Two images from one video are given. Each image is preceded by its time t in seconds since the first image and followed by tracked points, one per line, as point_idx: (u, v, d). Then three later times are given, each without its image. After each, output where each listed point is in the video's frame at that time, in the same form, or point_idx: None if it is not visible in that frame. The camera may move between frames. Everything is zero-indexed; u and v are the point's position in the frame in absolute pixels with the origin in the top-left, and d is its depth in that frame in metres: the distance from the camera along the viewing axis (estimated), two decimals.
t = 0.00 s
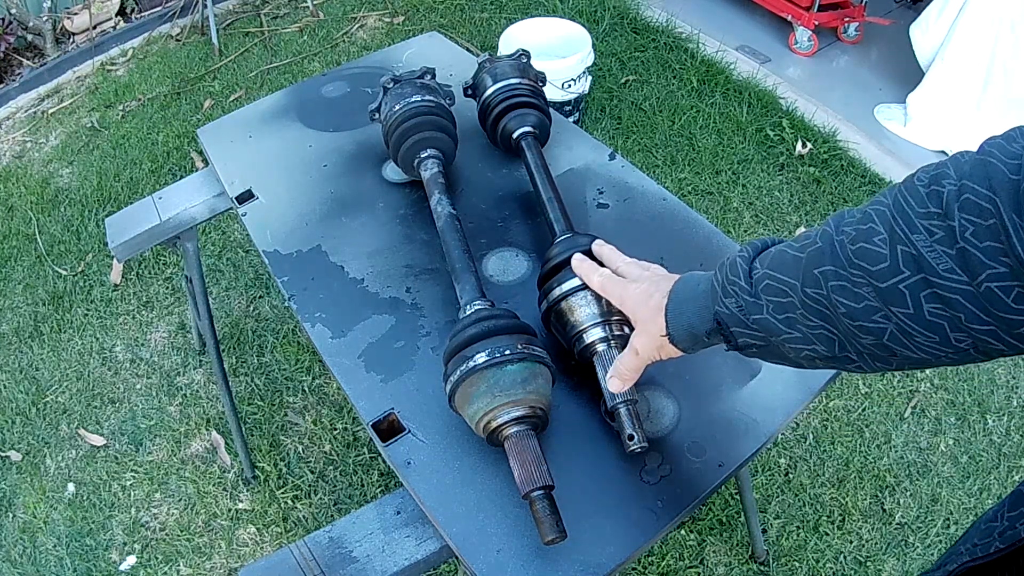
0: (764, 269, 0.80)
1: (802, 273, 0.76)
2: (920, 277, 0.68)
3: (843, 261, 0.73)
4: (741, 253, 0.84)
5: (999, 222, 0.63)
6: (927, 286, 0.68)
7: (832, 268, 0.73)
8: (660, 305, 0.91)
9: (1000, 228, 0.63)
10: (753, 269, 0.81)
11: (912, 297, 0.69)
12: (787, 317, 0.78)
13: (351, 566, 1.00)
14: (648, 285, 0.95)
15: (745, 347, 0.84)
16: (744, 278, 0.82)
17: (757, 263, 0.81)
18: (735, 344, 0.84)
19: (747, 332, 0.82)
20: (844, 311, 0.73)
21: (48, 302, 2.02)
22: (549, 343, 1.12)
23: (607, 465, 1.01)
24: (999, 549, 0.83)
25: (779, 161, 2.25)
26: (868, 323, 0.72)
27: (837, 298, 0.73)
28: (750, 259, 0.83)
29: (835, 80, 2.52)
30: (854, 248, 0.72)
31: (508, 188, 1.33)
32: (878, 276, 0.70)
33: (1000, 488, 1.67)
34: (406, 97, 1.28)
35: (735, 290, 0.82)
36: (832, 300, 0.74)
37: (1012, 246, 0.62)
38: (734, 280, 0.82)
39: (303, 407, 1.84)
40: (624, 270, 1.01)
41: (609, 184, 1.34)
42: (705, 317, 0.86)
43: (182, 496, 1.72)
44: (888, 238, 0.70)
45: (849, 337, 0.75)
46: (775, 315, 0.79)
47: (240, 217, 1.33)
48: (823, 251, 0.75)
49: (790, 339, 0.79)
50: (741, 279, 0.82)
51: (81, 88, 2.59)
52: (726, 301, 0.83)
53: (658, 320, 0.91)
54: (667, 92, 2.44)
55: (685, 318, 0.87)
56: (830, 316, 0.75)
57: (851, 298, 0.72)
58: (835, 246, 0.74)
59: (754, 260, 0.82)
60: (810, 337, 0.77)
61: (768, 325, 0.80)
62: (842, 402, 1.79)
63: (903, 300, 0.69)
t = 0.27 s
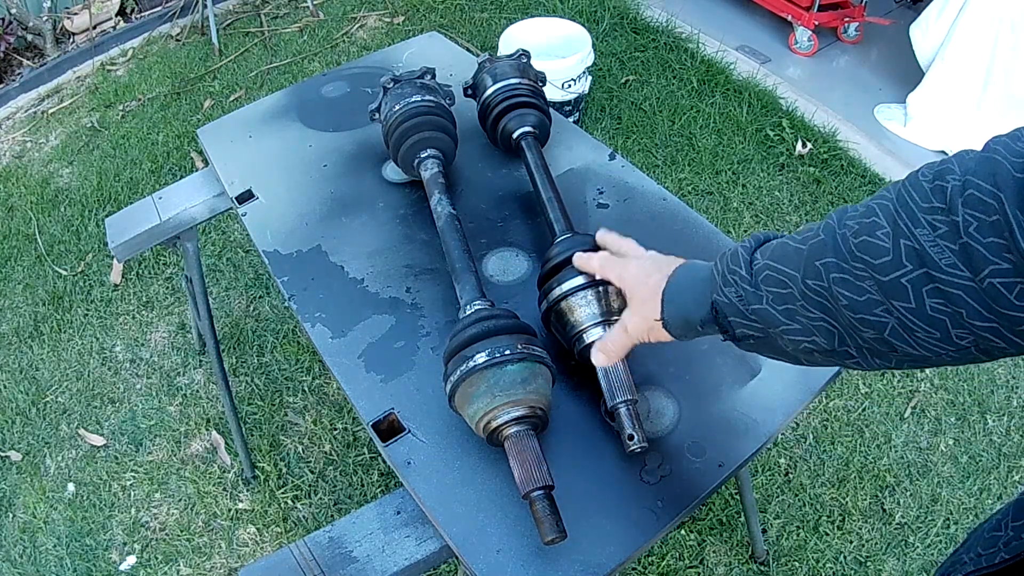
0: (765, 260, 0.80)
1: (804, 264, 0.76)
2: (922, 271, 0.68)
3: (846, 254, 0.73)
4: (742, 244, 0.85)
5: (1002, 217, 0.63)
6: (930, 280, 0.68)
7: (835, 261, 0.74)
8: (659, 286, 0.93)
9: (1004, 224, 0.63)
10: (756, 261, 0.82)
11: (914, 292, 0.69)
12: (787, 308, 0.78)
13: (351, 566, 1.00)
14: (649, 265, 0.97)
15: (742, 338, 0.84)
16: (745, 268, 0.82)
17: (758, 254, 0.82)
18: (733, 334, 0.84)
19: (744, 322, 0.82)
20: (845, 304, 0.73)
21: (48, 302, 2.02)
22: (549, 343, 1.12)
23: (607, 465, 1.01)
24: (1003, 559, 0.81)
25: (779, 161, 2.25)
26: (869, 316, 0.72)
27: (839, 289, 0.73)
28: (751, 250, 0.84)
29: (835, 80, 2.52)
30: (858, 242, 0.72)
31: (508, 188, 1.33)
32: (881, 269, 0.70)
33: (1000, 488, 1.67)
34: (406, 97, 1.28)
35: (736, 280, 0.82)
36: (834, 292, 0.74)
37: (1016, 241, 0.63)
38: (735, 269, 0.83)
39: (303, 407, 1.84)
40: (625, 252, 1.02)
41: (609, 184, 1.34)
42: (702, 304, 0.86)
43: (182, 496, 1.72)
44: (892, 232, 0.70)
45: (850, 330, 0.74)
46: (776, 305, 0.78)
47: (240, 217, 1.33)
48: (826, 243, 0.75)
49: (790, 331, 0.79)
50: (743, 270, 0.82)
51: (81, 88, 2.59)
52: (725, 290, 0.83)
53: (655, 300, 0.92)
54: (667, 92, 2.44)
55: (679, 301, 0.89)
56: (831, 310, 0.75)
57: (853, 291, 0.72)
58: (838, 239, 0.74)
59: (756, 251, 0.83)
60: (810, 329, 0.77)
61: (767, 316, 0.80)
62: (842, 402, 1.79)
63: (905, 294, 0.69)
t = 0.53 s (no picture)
0: (746, 213, 0.83)
1: (776, 214, 0.79)
2: (875, 213, 0.72)
3: (810, 201, 0.77)
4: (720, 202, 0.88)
5: (938, 160, 0.67)
6: (881, 220, 0.72)
7: (801, 208, 0.77)
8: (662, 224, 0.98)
9: (937, 165, 0.67)
10: (733, 214, 0.85)
11: (868, 230, 0.73)
12: (761, 250, 0.81)
13: (351, 566, 1.00)
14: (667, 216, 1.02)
15: (726, 283, 0.87)
16: (727, 221, 0.85)
17: (739, 209, 0.85)
18: (721, 278, 0.88)
19: (728, 268, 0.85)
20: (811, 244, 0.77)
21: (49, 302, 2.02)
22: (550, 343, 1.12)
23: (607, 465, 1.01)
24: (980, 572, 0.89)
25: (779, 161, 2.25)
26: (831, 254, 0.76)
27: (805, 232, 0.77)
28: (732, 207, 0.87)
29: (835, 80, 2.52)
30: (820, 190, 0.76)
31: (508, 188, 1.33)
32: (840, 212, 0.74)
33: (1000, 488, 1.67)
34: (406, 97, 1.28)
35: (719, 232, 0.86)
36: (800, 233, 0.77)
37: (950, 179, 0.66)
38: (719, 224, 0.86)
39: (303, 407, 1.84)
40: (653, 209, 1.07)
41: (609, 184, 1.34)
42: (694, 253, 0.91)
43: (182, 496, 1.72)
44: (849, 180, 0.73)
45: (816, 268, 0.78)
46: (751, 250, 0.82)
47: (240, 217, 1.33)
48: (794, 194, 0.78)
49: (764, 274, 0.82)
50: (722, 223, 0.86)
51: (81, 88, 2.59)
52: (711, 243, 0.86)
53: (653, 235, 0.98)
54: (667, 92, 2.44)
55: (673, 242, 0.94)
56: (797, 252, 0.78)
57: (817, 232, 0.76)
58: (803, 190, 0.78)
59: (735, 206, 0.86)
60: (783, 271, 0.80)
61: (745, 261, 0.83)
62: (842, 402, 1.79)
63: (859, 233, 0.73)
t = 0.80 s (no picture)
0: (718, 120, 0.84)
1: (743, 127, 0.81)
2: (836, 138, 0.74)
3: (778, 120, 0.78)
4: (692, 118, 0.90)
5: (903, 96, 0.70)
6: (841, 146, 0.74)
7: (769, 125, 0.79)
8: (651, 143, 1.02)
9: (900, 100, 0.70)
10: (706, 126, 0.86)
11: (827, 154, 0.75)
12: (728, 162, 0.82)
13: (351, 566, 1.00)
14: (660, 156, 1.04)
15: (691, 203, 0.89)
16: (700, 126, 0.86)
17: (714, 117, 0.85)
18: (686, 181, 0.88)
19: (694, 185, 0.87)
20: (772, 160, 0.78)
21: (48, 302, 2.02)
22: (550, 343, 1.12)
23: (607, 465, 1.01)
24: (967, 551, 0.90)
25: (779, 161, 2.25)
26: (789, 171, 0.78)
27: (768, 149, 0.79)
28: (709, 115, 0.86)
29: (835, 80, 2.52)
30: (788, 110, 0.77)
31: (508, 188, 1.33)
32: (803, 133, 0.76)
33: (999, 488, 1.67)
34: (406, 97, 1.28)
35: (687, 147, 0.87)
36: (763, 151, 0.79)
37: (914, 114, 0.69)
38: (693, 127, 0.86)
39: (303, 407, 1.84)
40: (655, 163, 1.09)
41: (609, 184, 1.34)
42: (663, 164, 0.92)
43: (182, 496, 1.72)
44: (817, 103, 0.75)
45: (775, 184, 0.80)
46: (720, 159, 0.83)
47: (240, 217, 1.33)
48: (762, 111, 0.80)
49: (728, 180, 0.83)
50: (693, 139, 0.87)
51: (82, 88, 2.59)
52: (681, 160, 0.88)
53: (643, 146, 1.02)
54: (667, 92, 2.44)
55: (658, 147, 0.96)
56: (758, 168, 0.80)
57: (779, 148, 0.78)
58: (774, 107, 0.79)
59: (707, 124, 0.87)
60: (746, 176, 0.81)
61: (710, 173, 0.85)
62: (842, 402, 1.79)
63: (819, 155, 0.75)
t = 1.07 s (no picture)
0: (706, 121, 0.88)
1: (734, 127, 0.85)
2: (829, 139, 0.77)
3: (769, 120, 0.82)
4: (682, 109, 0.92)
5: (892, 95, 0.73)
6: (833, 146, 0.77)
7: (759, 125, 0.82)
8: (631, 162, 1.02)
9: (892, 101, 0.73)
10: (696, 122, 0.90)
11: (819, 154, 0.78)
12: (719, 163, 0.87)
13: (351, 566, 1.00)
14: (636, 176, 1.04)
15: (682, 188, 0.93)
16: (686, 127, 0.90)
17: (700, 117, 0.89)
18: (676, 181, 0.93)
19: (685, 174, 0.91)
20: (764, 160, 0.82)
21: (48, 302, 2.02)
22: (550, 343, 1.12)
23: (607, 465, 1.01)
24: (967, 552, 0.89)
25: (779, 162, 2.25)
26: (783, 171, 0.82)
27: (759, 149, 0.82)
28: (693, 113, 0.91)
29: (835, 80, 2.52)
30: (779, 110, 0.81)
31: (508, 188, 1.33)
32: (796, 134, 0.79)
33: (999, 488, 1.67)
34: (406, 97, 1.28)
35: (678, 137, 0.91)
36: (755, 151, 0.83)
37: (904, 116, 0.72)
38: (678, 128, 0.91)
39: (303, 407, 1.84)
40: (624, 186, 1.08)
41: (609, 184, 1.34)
42: (653, 156, 0.95)
43: (182, 496, 1.72)
44: (808, 104, 0.78)
45: (768, 185, 0.84)
46: (710, 159, 0.87)
47: (240, 217, 1.33)
48: (752, 111, 0.83)
49: (718, 182, 0.88)
50: (684, 131, 0.90)
51: (81, 88, 2.59)
52: (671, 148, 0.91)
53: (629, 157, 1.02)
54: (667, 92, 2.44)
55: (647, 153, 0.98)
56: (750, 167, 0.84)
57: (772, 149, 0.81)
58: (765, 107, 0.82)
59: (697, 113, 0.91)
60: (736, 179, 0.86)
61: (701, 167, 0.89)
62: (842, 402, 1.79)
63: (813, 156, 0.79)
